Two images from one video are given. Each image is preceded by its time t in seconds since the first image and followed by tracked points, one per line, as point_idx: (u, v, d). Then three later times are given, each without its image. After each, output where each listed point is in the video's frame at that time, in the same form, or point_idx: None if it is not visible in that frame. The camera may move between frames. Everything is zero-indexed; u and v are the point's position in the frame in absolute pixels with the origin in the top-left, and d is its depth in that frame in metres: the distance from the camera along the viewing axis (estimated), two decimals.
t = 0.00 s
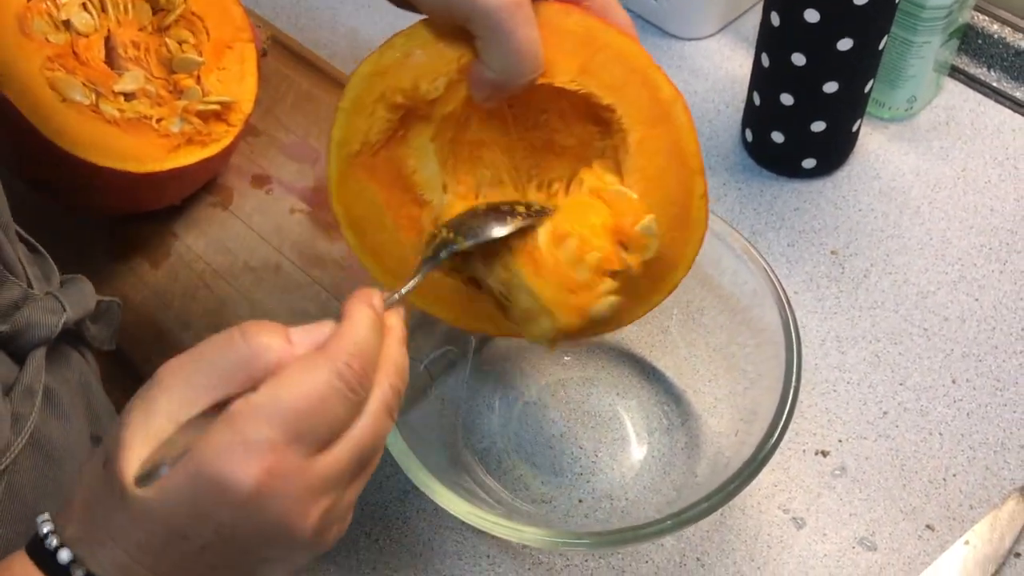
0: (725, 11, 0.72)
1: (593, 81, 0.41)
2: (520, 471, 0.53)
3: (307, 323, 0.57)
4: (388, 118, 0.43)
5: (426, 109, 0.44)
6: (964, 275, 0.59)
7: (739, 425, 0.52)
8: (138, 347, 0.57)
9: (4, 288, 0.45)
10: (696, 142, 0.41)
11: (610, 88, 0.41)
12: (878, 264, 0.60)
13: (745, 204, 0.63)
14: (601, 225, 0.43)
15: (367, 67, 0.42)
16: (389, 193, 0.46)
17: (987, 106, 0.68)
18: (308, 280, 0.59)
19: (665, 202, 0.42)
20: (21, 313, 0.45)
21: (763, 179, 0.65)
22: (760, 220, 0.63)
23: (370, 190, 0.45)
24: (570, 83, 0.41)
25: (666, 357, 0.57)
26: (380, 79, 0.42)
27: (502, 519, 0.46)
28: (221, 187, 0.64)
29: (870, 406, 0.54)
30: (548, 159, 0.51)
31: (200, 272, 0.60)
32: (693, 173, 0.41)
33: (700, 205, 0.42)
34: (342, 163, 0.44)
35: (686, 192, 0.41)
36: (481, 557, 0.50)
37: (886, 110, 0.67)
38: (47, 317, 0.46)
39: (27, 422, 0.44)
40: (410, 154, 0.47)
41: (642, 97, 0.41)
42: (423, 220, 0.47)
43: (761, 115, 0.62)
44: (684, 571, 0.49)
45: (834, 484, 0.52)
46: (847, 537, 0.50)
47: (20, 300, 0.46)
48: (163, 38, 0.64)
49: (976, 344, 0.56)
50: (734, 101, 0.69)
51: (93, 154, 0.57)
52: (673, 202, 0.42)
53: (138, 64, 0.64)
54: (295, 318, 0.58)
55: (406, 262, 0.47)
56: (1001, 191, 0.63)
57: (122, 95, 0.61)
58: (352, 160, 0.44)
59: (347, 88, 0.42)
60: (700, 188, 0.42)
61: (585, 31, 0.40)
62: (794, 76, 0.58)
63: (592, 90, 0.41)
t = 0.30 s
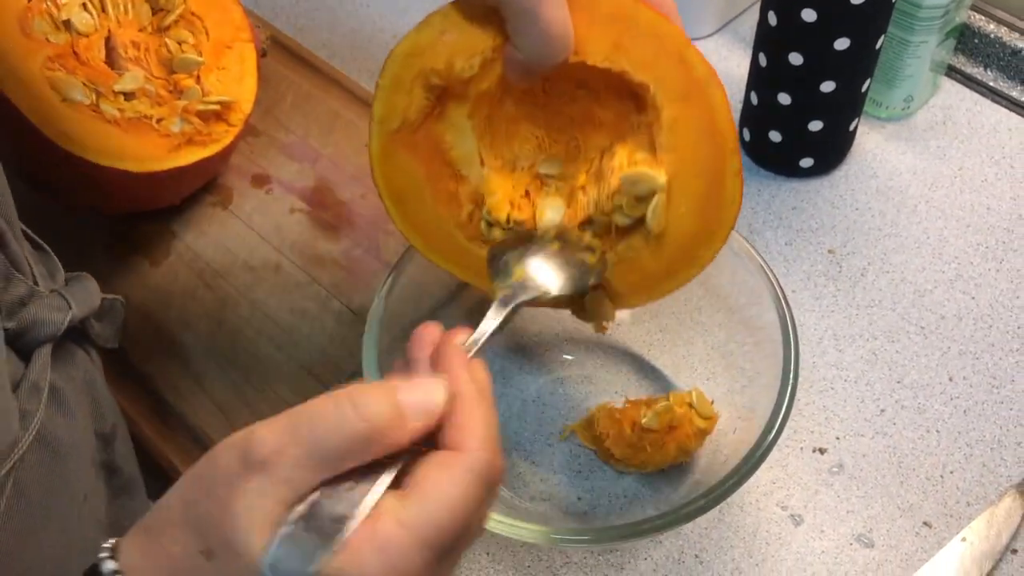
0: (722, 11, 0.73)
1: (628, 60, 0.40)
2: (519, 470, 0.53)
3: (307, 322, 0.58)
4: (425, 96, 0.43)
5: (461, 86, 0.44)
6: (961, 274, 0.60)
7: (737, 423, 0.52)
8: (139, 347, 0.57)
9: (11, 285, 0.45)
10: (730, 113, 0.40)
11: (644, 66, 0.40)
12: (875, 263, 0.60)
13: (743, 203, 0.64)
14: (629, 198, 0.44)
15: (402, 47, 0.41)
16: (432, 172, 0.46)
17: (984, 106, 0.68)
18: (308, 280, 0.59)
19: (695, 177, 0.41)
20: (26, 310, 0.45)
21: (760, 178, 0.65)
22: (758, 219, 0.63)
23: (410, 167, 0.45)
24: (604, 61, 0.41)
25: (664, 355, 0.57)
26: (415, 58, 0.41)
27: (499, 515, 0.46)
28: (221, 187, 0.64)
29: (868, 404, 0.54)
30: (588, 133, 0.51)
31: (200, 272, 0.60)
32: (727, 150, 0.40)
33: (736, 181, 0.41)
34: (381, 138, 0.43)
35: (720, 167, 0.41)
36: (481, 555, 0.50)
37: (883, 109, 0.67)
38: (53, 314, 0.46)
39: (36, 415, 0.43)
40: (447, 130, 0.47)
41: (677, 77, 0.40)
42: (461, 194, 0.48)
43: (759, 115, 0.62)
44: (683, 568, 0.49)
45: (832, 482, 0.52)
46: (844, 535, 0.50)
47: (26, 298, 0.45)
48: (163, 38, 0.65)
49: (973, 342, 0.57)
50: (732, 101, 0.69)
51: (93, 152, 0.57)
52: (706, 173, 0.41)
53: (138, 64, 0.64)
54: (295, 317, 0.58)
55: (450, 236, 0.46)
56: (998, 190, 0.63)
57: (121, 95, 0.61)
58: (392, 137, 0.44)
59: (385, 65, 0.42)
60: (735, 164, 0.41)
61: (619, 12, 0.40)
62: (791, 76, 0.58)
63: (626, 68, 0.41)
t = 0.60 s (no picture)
0: (722, 12, 0.73)
1: (625, 123, 0.38)
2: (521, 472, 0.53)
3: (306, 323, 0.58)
4: (423, 100, 0.42)
5: (461, 104, 0.42)
6: (961, 274, 0.60)
7: (738, 423, 0.52)
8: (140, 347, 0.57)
9: (11, 287, 0.41)
10: (716, 212, 0.38)
11: (641, 133, 0.38)
12: (876, 263, 0.60)
13: (743, 204, 0.64)
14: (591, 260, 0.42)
15: (413, 48, 0.40)
16: (418, 168, 0.43)
17: (983, 106, 0.68)
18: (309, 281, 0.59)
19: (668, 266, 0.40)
20: (26, 312, 0.41)
21: (760, 179, 0.65)
22: (759, 219, 0.63)
23: (395, 162, 0.43)
24: (603, 115, 0.39)
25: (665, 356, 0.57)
26: (423, 57, 0.40)
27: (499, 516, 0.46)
28: (221, 188, 0.64)
29: (868, 405, 0.54)
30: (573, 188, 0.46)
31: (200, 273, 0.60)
32: (704, 240, 0.39)
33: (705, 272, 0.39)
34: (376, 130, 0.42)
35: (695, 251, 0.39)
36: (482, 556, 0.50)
37: (883, 110, 0.67)
38: (53, 316, 0.42)
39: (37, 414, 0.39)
40: (437, 142, 0.44)
41: (670, 151, 0.38)
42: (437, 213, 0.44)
43: (759, 115, 0.62)
44: (684, 569, 0.49)
45: (833, 482, 0.52)
46: (845, 535, 0.50)
47: (25, 299, 0.41)
48: (164, 40, 0.65)
49: (972, 343, 0.57)
50: (732, 101, 0.69)
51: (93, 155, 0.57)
52: (677, 262, 0.39)
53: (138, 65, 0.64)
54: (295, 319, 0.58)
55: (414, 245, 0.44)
56: (998, 191, 0.63)
57: (121, 97, 0.61)
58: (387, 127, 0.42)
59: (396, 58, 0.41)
60: (710, 258, 0.39)
61: (630, 69, 0.38)
62: (791, 76, 0.58)
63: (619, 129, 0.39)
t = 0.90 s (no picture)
0: (723, 13, 0.73)
1: (602, 160, 0.37)
2: (525, 477, 0.52)
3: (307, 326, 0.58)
4: (426, 88, 0.41)
5: (461, 100, 0.41)
6: (963, 276, 0.60)
7: (740, 426, 0.52)
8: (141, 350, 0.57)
9: (23, 297, 0.40)
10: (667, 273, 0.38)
11: (614, 174, 0.37)
12: (877, 266, 0.60)
13: (744, 206, 0.64)
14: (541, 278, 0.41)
15: (427, 34, 0.39)
16: (412, 149, 0.43)
17: (984, 108, 0.68)
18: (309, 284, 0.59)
19: (609, 319, 0.39)
20: (37, 322, 0.41)
21: (762, 181, 0.65)
22: (760, 221, 0.63)
23: (391, 143, 0.42)
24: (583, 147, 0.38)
25: (667, 358, 0.57)
26: (431, 48, 0.39)
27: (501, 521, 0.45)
28: (222, 191, 0.64)
29: (870, 407, 0.54)
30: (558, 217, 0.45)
31: (201, 275, 0.60)
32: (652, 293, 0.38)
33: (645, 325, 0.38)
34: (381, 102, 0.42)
35: (640, 302, 0.38)
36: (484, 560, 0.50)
37: (884, 112, 0.67)
38: (64, 326, 0.42)
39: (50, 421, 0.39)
40: (433, 130, 0.43)
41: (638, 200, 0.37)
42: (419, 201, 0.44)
43: (760, 117, 0.62)
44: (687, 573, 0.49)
45: (835, 484, 0.52)
46: (847, 538, 0.50)
47: (37, 309, 0.41)
48: (164, 43, 0.64)
49: (974, 345, 0.57)
50: (733, 103, 0.69)
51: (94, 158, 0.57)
52: (619, 317, 0.38)
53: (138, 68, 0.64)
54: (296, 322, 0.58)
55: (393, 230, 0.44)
56: (999, 193, 0.63)
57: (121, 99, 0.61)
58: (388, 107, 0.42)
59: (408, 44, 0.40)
60: (650, 315, 0.38)
61: (619, 108, 0.37)
62: (792, 80, 0.58)
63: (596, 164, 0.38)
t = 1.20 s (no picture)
0: (724, 16, 0.73)
1: (641, 179, 0.37)
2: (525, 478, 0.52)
3: (309, 328, 0.58)
4: (455, 129, 0.41)
5: (489, 138, 0.41)
6: (965, 279, 0.60)
7: (742, 429, 0.52)
8: (144, 353, 0.57)
9: (34, 299, 0.40)
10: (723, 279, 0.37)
11: (654, 193, 0.37)
12: (879, 268, 0.60)
13: (746, 208, 0.64)
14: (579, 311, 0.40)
15: (449, 76, 0.39)
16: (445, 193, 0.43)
17: (985, 111, 0.68)
18: (312, 285, 0.59)
19: (675, 331, 0.38)
20: (49, 324, 0.41)
21: (763, 184, 0.65)
22: (762, 224, 0.63)
23: (426, 189, 0.43)
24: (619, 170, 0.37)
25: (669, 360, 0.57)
26: (453, 93, 0.39)
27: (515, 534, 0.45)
28: (224, 193, 0.64)
29: (872, 410, 0.54)
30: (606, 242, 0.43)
31: (203, 277, 0.60)
32: (708, 305, 0.37)
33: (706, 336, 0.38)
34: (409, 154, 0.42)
35: (698, 315, 0.38)
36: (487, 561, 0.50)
37: (885, 114, 0.67)
38: (73, 328, 0.42)
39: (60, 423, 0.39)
40: (465, 170, 0.43)
41: (680, 214, 0.37)
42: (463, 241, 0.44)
43: (761, 120, 0.62)
44: None
45: (837, 488, 0.52)
46: (849, 541, 0.50)
47: (48, 311, 0.41)
48: (166, 45, 0.64)
49: (976, 348, 0.57)
50: (734, 106, 0.69)
51: (96, 159, 0.57)
52: (685, 332, 0.38)
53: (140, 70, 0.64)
54: (298, 323, 0.58)
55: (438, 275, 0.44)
56: (1000, 196, 0.63)
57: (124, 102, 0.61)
58: (418, 155, 0.42)
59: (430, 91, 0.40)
60: (710, 325, 0.38)
61: (652, 125, 0.36)
62: (794, 82, 0.58)
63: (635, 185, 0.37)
